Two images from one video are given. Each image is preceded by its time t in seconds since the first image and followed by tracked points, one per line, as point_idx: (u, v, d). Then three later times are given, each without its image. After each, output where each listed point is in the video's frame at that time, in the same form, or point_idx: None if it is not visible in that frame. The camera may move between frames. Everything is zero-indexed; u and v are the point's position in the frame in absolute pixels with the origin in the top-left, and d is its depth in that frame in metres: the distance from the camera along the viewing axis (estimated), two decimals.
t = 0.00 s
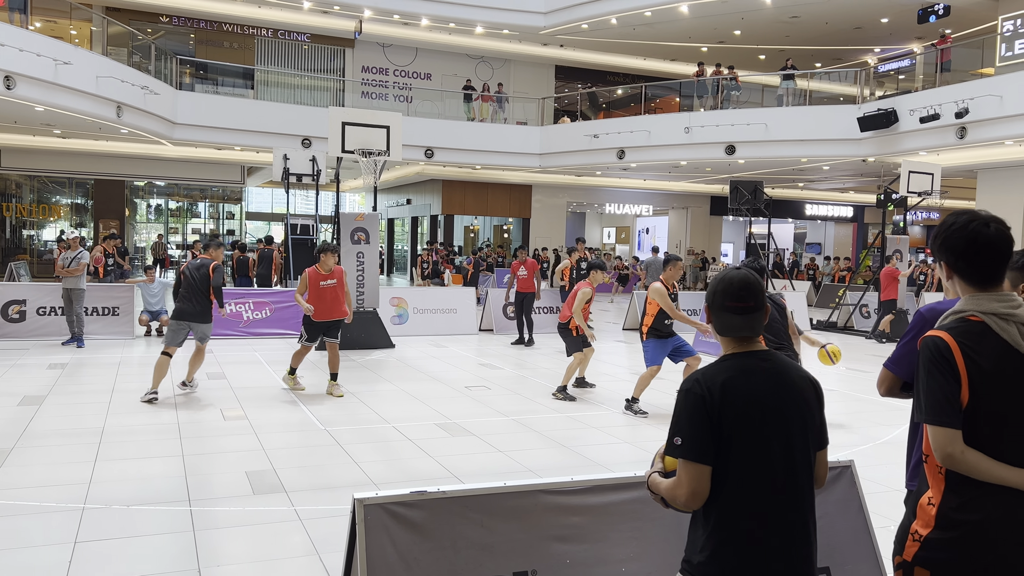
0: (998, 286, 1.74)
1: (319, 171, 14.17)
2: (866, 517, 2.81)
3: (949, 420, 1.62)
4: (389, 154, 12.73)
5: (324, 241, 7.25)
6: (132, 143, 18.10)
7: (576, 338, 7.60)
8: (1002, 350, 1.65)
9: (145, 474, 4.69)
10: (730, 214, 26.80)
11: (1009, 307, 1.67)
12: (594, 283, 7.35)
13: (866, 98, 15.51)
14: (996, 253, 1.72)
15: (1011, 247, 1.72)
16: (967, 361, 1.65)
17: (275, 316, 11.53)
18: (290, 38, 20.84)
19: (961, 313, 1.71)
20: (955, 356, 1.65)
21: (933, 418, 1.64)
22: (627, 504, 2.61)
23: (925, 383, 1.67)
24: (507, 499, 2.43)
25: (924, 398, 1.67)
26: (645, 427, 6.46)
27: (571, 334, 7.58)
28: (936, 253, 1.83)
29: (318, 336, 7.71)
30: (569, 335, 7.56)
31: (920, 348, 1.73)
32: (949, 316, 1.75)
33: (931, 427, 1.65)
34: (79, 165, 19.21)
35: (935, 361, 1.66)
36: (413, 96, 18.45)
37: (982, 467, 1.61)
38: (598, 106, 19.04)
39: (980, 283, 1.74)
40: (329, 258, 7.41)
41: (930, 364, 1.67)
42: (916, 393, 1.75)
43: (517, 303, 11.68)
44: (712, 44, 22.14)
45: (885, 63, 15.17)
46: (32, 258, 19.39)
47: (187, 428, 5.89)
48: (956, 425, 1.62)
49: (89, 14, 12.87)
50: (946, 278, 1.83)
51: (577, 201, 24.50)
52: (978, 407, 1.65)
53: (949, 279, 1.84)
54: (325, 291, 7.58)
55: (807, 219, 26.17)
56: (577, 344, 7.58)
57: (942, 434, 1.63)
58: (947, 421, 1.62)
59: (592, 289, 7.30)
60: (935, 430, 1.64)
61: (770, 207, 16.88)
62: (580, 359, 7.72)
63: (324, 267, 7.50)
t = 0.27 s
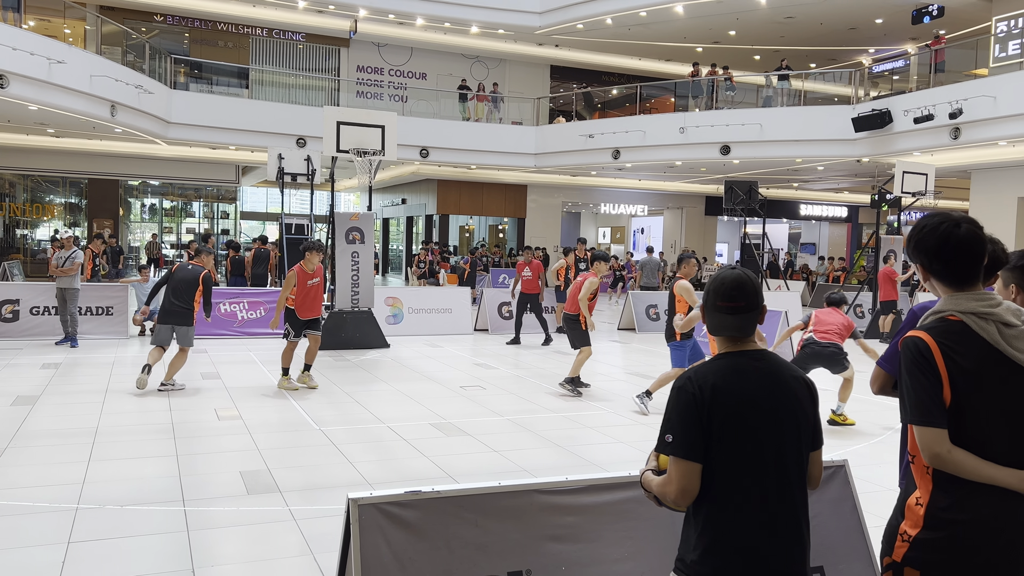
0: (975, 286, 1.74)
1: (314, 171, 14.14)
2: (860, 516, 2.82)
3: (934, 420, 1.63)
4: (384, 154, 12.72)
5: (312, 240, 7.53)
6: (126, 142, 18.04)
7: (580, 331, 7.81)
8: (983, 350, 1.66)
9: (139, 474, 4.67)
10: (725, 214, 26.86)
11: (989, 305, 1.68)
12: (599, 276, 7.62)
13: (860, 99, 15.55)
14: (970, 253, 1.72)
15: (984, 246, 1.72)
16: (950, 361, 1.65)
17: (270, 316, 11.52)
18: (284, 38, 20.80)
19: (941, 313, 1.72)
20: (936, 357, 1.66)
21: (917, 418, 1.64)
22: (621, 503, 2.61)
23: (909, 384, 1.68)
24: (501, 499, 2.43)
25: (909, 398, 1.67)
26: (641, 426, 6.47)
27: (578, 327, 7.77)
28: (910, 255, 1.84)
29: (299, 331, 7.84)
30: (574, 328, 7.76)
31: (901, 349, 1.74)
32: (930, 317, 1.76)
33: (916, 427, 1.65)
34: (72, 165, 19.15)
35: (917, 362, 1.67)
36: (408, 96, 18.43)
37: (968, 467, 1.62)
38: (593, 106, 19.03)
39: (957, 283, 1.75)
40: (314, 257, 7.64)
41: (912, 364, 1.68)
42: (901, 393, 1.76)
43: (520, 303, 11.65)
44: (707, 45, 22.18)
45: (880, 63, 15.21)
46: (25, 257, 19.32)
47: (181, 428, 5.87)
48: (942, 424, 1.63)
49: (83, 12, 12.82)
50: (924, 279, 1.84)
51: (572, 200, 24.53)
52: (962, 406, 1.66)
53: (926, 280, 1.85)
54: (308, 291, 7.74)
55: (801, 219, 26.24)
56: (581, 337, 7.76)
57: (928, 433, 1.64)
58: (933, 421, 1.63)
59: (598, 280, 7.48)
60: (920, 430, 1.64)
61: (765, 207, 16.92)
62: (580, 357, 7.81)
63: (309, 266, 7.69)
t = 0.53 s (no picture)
0: (962, 285, 1.75)
1: (311, 169, 14.13)
2: (855, 515, 2.83)
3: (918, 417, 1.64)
4: (381, 152, 12.71)
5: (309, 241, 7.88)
6: (123, 140, 18.02)
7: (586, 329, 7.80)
8: (967, 348, 1.67)
9: (136, 472, 4.67)
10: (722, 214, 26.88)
11: (974, 305, 1.69)
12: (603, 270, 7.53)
13: (858, 98, 15.58)
14: (953, 253, 1.73)
15: (968, 247, 1.73)
16: (935, 360, 1.67)
17: (267, 314, 11.51)
18: (281, 36, 20.78)
19: (927, 312, 1.73)
20: (919, 355, 1.67)
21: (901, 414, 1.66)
22: (617, 502, 2.62)
23: (893, 381, 1.69)
24: (497, 497, 2.44)
25: (893, 395, 1.69)
26: (637, 425, 6.49)
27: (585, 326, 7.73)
28: (897, 255, 1.84)
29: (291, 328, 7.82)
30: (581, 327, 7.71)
31: (885, 347, 1.75)
32: (917, 315, 1.77)
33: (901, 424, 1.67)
34: (70, 163, 19.13)
35: (901, 360, 1.68)
36: (405, 95, 18.43)
37: (953, 463, 1.63)
38: (591, 105, 18.99)
39: (943, 283, 1.75)
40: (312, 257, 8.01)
41: (895, 361, 1.69)
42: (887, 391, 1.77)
43: (529, 302, 11.76)
44: (705, 44, 22.20)
45: (877, 63, 15.22)
46: (21, 255, 19.26)
47: (178, 426, 5.87)
48: (928, 422, 1.64)
49: (81, 10, 12.81)
50: (912, 279, 1.84)
51: (569, 199, 24.53)
52: (949, 403, 1.67)
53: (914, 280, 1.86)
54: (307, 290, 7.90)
55: (798, 219, 26.27)
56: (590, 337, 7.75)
57: (916, 430, 1.65)
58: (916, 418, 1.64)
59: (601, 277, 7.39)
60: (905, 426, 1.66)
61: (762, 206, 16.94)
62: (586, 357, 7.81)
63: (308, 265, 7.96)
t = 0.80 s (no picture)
0: (958, 283, 1.75)
1: (311, 167, 14.11)
2: (852, 513, 2.83)
3: (910, 412, 1.65)
4: (381, 150, 12.69)
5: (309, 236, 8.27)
6: (122, 138, 18.01)
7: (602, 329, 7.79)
8: (960, 344, 1.67)
9: (135, 469, 4.68)
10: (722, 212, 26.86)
11: (969, 303, 1.70)
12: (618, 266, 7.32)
13: (857, 96, 15.57)
14: (950, 251, 1.72)
15: (966, 244, 1.73)
16: (928, 356, 1.67)
17: (266, 311, 11.51)
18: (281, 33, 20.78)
19: (921, 308, 1.74)
20: (912, 350, 1.68)
21: (893, 410, 1.66)
22: (614, 499, 2.62)
23: (886, 376, 1.70)
24: (494, 495, 2.44)
25: (885, 390, 1.69)
26: (636, 422, 6.50)
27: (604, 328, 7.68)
28: (894, 251, 1.84)
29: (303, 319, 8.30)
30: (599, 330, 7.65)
31: (879, 341, 1.75)
32: (912, 312, 1.77)
33: (892, 418, 1.67)
34: (69, 159, 19.11)
35: (893, 354, 1.69)
36: (405, 92, 18.42)
37: (944, 459, 1.64)
38: (590, 103, 18.96)
39: (940, 280, 1.75)
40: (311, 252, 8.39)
41: (889, 356, 1.70)
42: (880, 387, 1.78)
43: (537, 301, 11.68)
44: (705, 42, 22.17)
45: (877, 61, 15.22)
46: (20, 252, 19.24)
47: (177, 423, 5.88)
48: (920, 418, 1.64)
49: (79, 6, 12.79)
50: (910, 275, 1.84)
51: (569, 197, 24.53)
52: (941, 399, 1.67)
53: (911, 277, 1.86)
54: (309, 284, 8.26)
55: (798, 217, 26.26)
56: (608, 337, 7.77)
57: (905, 426, 1.65)
58: (907, 413, 1.65)
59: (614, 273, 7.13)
60: (896, 421, 1.66)
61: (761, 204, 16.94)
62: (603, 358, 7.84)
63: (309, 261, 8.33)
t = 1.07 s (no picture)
0: (958, 278, 1.75)
1: (311, 163, 14.09)
2: (850, 510, 2.84)
3: (908, 407, 1.65)
4: (381, 146, 12.68)
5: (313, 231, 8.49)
6: (123, 134, 18.03)
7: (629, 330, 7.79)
8: (960, 339, 1.68)
9: (136, 465, 4.69)
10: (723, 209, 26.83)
11: (970, 297, 1.70)
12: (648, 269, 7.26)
13: (859, 93, 15.54)
14: (950, 248, 1.72)
15: (965, 240, 1.73)
16: (926, 352, 1.67)
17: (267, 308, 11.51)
18: (282, 29, 20.78)
19: (922, 304, 1.74)
20: (912, 344, 1.68)
21: (892, 404, 1.67)
22: (613, 495, 2.63)
23: (885, 371, 1.70)
24: (493, 491, 2.45)
25: (885, 385, 1.69)
26: (636, 420, 6.51)
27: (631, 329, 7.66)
28: (895, 248, 1.83)
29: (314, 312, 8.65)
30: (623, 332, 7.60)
31: (879, 337, 1.75)
32: (911, 307, 1.77)
33: (891, 414, 1.68)
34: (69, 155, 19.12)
35: (894, 350, 1.69)
36: (406, 88, 18.41)
37: (942, 454, 1.64)
38: (591, 99, 18.95)
39: (941, 276, 1.75)
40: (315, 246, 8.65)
41: (889, 351, 1.70)
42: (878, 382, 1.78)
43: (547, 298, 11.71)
44: (707, 38, 22.13)
45: (879, 58, 15.17)
46: (21, 248, 19.28)
47: (177, 419, 5.89)
48: (918, 413, 1.65)
49: (80, 2, 12.78)
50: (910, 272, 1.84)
51: (570, 194, 24.52)
52: (940, 394, 1.68)
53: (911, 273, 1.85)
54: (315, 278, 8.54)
55: (799, 214, 26.26)
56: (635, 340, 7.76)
57: (905, 422, 1.65)
58: (907, 407, 1.65)
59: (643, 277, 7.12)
60: (894, 415, 1.67)
61: (762, 201, 16.92)
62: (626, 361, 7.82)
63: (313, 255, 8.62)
